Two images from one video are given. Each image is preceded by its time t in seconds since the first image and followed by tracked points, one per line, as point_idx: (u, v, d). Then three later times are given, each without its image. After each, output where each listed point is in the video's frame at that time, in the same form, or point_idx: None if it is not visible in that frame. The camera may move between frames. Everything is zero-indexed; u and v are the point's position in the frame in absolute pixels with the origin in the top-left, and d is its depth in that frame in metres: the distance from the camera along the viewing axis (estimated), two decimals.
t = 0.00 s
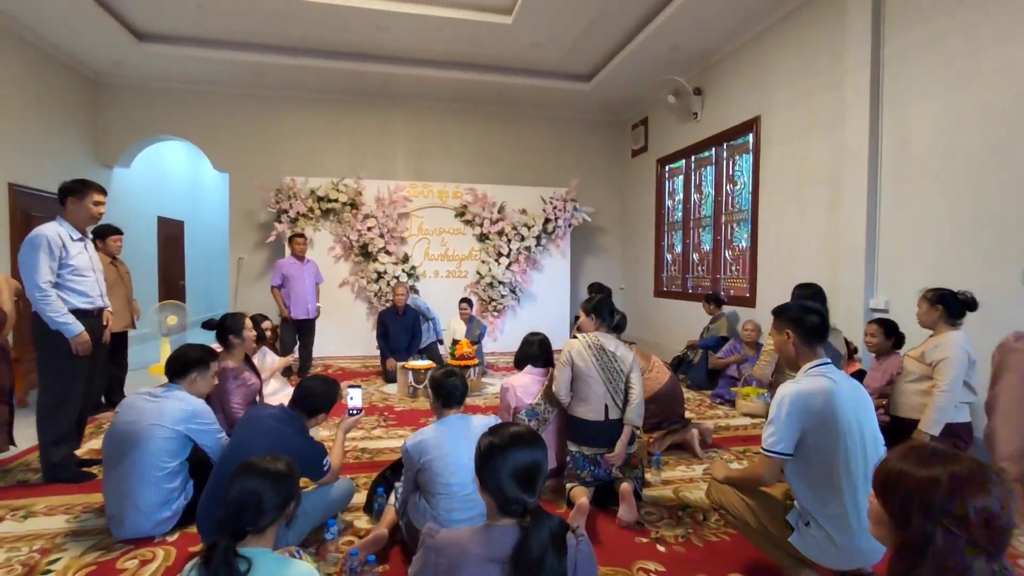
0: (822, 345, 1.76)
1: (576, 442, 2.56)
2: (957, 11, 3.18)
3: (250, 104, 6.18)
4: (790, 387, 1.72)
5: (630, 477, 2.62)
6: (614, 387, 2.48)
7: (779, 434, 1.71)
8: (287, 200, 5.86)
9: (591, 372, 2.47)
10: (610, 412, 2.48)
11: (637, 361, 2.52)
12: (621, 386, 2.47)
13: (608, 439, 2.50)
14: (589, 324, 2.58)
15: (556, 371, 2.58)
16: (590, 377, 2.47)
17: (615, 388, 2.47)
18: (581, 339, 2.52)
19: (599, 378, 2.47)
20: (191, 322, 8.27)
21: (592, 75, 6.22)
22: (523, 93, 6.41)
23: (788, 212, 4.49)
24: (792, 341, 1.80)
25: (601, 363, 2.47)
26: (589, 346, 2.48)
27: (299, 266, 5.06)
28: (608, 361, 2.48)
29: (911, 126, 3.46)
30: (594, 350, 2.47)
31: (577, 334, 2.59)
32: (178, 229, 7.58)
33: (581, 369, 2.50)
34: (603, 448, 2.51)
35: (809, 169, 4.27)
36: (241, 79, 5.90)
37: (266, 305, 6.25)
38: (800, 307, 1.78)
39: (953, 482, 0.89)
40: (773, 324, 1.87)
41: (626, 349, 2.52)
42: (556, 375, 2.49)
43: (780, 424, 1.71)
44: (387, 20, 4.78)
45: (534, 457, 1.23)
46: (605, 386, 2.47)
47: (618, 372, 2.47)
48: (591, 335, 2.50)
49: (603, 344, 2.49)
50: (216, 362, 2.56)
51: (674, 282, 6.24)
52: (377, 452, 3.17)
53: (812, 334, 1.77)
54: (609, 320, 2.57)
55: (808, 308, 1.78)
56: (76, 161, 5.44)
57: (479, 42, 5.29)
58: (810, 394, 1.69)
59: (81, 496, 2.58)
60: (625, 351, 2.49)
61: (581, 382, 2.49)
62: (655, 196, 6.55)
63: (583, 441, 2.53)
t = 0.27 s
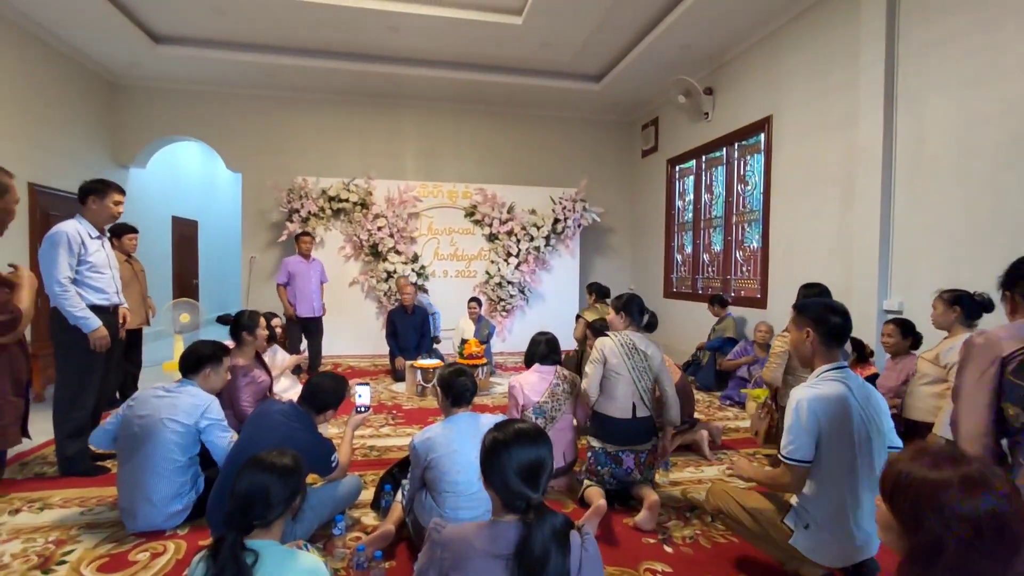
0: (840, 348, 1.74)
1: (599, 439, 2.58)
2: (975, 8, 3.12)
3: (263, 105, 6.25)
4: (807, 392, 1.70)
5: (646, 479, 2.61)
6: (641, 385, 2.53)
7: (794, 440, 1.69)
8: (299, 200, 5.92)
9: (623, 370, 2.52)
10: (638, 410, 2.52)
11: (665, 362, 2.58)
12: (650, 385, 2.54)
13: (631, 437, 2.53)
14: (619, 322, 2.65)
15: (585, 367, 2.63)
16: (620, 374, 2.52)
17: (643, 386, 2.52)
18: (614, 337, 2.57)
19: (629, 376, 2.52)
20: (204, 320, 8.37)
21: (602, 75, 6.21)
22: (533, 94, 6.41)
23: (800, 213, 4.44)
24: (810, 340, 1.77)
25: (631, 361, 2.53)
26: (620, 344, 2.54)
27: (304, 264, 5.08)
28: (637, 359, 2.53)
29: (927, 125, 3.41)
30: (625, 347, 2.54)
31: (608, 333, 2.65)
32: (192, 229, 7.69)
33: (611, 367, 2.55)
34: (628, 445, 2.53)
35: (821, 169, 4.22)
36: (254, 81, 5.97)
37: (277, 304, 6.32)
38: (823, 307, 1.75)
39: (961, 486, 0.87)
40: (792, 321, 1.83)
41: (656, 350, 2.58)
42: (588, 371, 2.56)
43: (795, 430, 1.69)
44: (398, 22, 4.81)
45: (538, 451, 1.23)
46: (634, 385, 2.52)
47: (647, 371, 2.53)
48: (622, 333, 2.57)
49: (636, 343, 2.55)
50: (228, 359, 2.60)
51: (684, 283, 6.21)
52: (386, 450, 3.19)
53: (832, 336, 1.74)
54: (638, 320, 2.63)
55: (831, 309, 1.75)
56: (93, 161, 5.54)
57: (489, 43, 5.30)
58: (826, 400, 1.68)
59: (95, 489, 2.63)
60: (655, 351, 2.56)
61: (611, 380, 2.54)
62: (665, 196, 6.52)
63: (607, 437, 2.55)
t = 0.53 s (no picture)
0: (828, 350, 1.76)
1: (603, 439, 2.61)
2: (977, 13, 3.12)
3: (268, 108, 6.29)
4: (796, 390, 1.71)
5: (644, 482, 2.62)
6: (647, 387, 2.55)
7: (784, 437, 1.70)
8: (302, 201, 5.96)
9: (628, 372, 2.53)
10: (644, 412, 2.53)
11: (668, 364, 2.59)
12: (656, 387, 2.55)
13: (637, 437, 2.54)
14: (623, 323, 2.67)
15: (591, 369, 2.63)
16: (626, 377, 2.53)
17: (649, 388, 2.53)
18: (619, 339, 2.58)
19: (635, 378, 2.53)
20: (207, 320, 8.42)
21: (605, 79, 6.22)
22: (536, 97, 6.43)
23: (802, 217, 4.44)
24: (800, 340, 1.79)
25: (636, 362, 2.54)
26: (625, 345, 2.55)
27: (303, 265, 5.10)
28: (641, 361, 2.54)
29: (929, 129, 3.41)
30: (630, 349, 2.54)
31: (614, 335, 2.66)
32: (196, 230, 7.74)
33: (617, 369, 2.56)
34: (634, 446, 2.54)
35: (823, 172, 4.22)
36: (259, 83, 6.02)
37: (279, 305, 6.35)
38: (816, 309, 1.77)
39: (947, 497, 0.85)
40: (784, 321, 1.85)
41: (661, 352, 2.59)
42: (593, 373, 2.55)
43: (786, 427, 1.69)
44: (401, 25, 4.83)
45: (525, 453, 1.23)
46: (640, 387, 2.53)
47: (652, 374, 2.54)
48: (627, 334, 2.58)
49: (641, 345, 2.55)
50: (230, 358, 2.62)
51: (685, 286, 6.21)
52: (384, 450, 3.21)
53: (822, 338, 1.76)
54: (644, 322, 2.66)
55: (823, 311, 1.77)
56: (99, 162, 5.59)
57: (491, 46, 5.32)
58: (814, 397, 1.70)
59: (95, 488, 2.65)
60: (659, 353, 2.57)
61: (616, 382, 2.55)
62: (667, 200, 6.53)
63: (613, 438, 2.57)
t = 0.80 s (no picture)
0: (804, 338, 1.94)
1: (602, 441, 2.63)
2: (981, 15, 3.11)
3: (272, 108, 6.32)
4: (773, 368, 1.90)
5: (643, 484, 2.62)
6: (647, 390, 2.58)
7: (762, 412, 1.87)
8: (305, 202, 5.99)
9: (627, 375, 2.56)
10: (643, 414, 2.56)
11: (668, 366, 2.61)
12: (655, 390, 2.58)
13: (636, 439, 2.56)
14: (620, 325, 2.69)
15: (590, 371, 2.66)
16: (625, 379, 2.56)
17: (648, 391, 2.56)
18: (617, 342, 2.60)
19: (634, 381, 2.56)
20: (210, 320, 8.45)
21: (608, 80, 6.23)
22: (539, 99, 6.44)
23: (804, 219, 4.43)
24: (780, 329, 1.96)
25: (635, 365, 2.57)
26: (624, 348, 2.58)
27: (304, 265, 5.12)
28: (640, 363, 2.57)
29: (932, 132, 3.40)
30: (629, 352, 2.57)
31: (613, 338, 2.69)
32: (200, 229, 7.78)
33: (616, 371, 2.59)
34: (634, 448, 2.57)
35: (826, 175, 4.21)
36: (264, 84, 6.05)
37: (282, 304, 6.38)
38: (794, 302, 1.95)
39: (937, 506, 0.84)
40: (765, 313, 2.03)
41: (660, 355, 2.62)
42: (592, 376, 2.57)
43: (764, 402, 1.86)
44: (404, 26, 4.85)
45: (517, 453, 1.21)
46: (639, 389, 2.56)
47: (650, 376, 2.58)
48: (626, 338, 2.61)
49: (640, 347, 2.59)
50: (231, 356, 2.64)
51: (687, 288, 6.20)
52: (384, 450, 3.21)
53: (800, 328, 1.94)
54: (644, 325, 2.68)
55: (800, 304, 1.95)
56: (104, 162, 5.62)
57: (495, 47, 5.33)
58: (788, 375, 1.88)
59: (97, 485, 2.66)
60: (658, 355, 2.60)
61: (615, 384, 2.58)
62: (670, 202, 6.52)
63: (613, 440, 2.59)
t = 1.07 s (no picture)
0: (797, 330, 2.06)
1: (602, 448, 2.65)
2: (992, 21, 3.09)
3: (281, 114, 6.38)
4: (769, 356, 2.01)
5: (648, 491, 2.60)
6: (644, 395, 2.57)
7: (763, 395, 1.96)
8: (313, 206, 6.03)
9: (623, 380, 2.57)
10: (638, 420, 2.56)
11: (667, 371, 2.60)
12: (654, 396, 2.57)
13: (634, 446, 2.57)
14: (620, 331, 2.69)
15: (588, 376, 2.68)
16: (621, 385, 2.57)
17: (645, 397, 2.56)
18: (615, 346, 2.62)
19: (629, 386, 2.56)
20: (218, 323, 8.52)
21: (615, 86, 6.23)
22: (547, 104, 6.46)
23: (813, 225, 4.41)
24: (773, 323, 2.08)
25: (632, 371, 2.57)
26: (621, 354, 2.58)
27: (312, 269, 5.15)
28: (638, 369, 2.57)
29: (942, 138, 3.38)
30: (626, 358, 2.57)
31: (611, 342, 2.69)
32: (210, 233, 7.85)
33: (613, 376, 2.60)
34: (632, 454, 2.58)
35: (835, 181, 4.19)
36: (274, 90, 6.11)
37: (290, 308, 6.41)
38: (785, 297, 2.08)
39: (945, 517, 0.83)
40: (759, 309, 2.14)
41: (659, 360, 2.60)
42: (587, 380, 2.60)
43: (761, 385, 1.97)
44: (412, 32, 4.88)
45: (524, 462, 1.21)
46: (635, 394, 2.56)
47: (648, 382, 2.56)
48: (623, 343, 2.61)
49: (637, 353, 2.58)
50: (238, 358, 2.67)
51: (694, 294, 6.17)
52: (391, 455, 3.22)
53: (792, 321, 2.05)
54: (647, 330, 2.66)
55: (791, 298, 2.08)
56: (117, 166, 5.70)
57: (502, 53, 5.36)
58: (785, 361, 1.99)
59: (106, 487, 2.68)
60: (656, 360, 2.58)
61: (611, 390, 2.59)
62: (677, 207, 6.51)
63: (612, 447, 2.59)
